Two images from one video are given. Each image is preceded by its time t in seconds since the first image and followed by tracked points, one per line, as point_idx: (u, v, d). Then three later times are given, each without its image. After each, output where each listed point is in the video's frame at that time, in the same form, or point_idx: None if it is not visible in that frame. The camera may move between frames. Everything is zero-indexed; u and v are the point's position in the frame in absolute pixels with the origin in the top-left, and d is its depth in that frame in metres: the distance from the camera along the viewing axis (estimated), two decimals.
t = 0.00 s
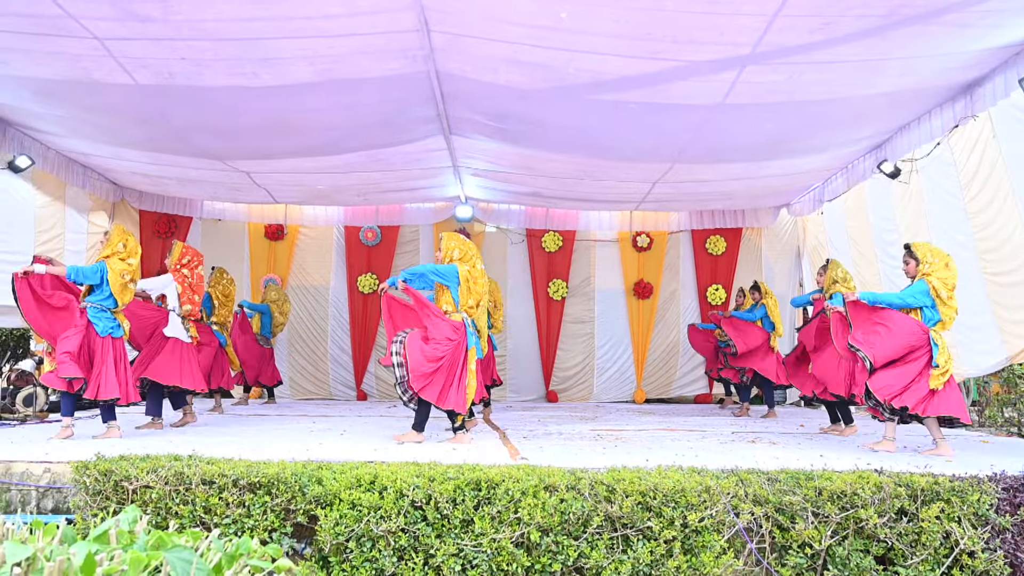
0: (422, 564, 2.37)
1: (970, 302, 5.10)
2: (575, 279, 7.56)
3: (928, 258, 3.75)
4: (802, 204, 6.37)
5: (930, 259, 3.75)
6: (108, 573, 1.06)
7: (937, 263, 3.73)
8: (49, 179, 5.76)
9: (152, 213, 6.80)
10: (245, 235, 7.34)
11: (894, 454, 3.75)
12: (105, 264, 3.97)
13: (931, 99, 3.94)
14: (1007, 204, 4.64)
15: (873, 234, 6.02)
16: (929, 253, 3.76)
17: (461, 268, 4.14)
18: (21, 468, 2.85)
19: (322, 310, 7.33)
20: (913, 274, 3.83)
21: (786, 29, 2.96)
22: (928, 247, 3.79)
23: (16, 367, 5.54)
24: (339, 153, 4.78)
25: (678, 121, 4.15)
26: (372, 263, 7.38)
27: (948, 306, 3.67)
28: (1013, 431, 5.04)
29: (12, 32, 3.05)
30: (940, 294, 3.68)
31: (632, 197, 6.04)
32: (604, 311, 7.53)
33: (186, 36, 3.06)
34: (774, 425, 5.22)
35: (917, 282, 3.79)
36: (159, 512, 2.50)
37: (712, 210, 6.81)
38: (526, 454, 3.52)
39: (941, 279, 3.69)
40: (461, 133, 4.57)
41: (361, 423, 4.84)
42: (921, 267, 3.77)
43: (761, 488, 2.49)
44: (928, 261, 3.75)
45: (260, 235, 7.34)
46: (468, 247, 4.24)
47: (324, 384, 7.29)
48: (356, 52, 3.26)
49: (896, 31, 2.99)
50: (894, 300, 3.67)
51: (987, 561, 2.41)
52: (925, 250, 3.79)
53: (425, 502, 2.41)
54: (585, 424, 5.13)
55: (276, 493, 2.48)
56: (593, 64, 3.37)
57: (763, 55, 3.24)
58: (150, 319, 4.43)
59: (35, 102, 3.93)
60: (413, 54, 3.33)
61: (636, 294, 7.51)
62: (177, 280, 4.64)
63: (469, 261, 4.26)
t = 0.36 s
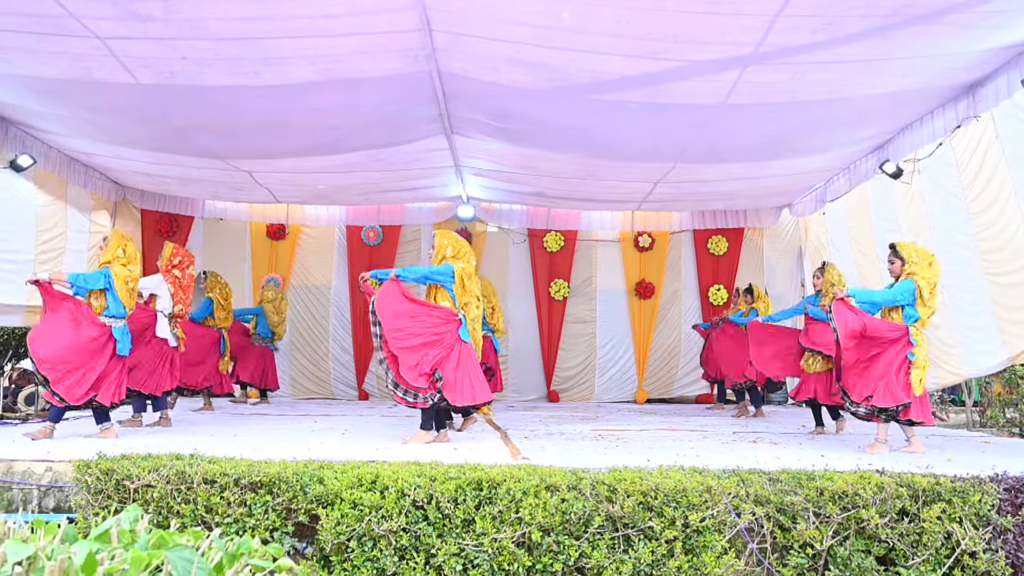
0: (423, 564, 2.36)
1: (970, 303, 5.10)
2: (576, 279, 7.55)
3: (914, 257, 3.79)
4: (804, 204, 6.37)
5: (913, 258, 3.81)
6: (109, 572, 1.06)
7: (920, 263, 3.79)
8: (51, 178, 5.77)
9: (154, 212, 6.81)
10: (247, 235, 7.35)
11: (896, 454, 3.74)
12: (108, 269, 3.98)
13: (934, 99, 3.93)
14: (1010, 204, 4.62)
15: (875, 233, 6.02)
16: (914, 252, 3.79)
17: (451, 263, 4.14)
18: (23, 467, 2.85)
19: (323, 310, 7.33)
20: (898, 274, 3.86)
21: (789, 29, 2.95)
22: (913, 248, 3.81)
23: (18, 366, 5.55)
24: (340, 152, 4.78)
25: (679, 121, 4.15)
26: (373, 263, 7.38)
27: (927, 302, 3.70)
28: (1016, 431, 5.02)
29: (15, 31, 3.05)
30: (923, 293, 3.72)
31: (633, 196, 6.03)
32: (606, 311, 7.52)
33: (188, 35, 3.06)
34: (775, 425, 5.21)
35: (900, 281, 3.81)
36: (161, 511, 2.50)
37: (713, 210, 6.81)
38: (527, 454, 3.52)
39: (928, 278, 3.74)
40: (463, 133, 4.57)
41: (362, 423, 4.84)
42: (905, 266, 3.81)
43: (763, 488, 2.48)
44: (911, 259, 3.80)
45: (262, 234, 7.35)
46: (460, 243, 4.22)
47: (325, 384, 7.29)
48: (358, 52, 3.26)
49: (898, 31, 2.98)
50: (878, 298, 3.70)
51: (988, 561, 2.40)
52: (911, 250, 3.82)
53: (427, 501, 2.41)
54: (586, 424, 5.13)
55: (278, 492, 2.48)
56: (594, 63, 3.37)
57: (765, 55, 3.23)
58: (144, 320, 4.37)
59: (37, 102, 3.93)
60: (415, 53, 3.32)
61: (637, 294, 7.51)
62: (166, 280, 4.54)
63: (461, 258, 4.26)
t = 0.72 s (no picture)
0: (424, 563, 2.36)
1: (971, 302, 5.09)
2: (577, 278, 7.55)
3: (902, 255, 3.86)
4: (805, 203, 6.36)
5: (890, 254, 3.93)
6: (109, 572, 1.06)
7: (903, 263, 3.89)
8: (52, 177, 5.79)
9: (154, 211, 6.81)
10: (248, 234, 7.35)
11: (898, 454, 3.73)
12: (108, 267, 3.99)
13: (934, 99, 3.92)
14: (1011, 204, 4.60)
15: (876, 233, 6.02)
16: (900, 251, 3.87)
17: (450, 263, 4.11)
18: (24, 466, 2.85)
19: (325, 309, 7.33)
20: (883, 271, 3.90)
21: (789, 29, 2.95)
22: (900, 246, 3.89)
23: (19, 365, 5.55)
24: (341, 151, 4.78)
25: (680, 120, 4.14)
26: (374, 262, 7.38)
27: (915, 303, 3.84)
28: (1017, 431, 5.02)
29: (16, 31, 3.06)
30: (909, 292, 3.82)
31: (635, 196, 6.03)
32: (607, 310, 7.52)
33: (188, 35, 3.06)
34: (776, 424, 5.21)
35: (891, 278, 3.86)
36: (162, 510, 2.50)
37: (715, 210, 6.80)
38: (528, 453, 3.52)
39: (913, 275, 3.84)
40: (464, 132, 4.57)
41: (362, 422, 4.84)
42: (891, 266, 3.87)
43: (764, 487, 2.48)
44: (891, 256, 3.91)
45: (263, 234, 7.35)
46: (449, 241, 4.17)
47: (326, 383, 7.30)
48: (359, 51, 3.26)
49: (899, 31, 2.98)
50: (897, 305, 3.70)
51: (988, 561, 2.40)
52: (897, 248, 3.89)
53: (428, 500, 2.41)
54: (587, 423, 5.13)
55: (279, 491, 2.48)
56: (595, 63, 3.36)
57: (766, 55, 3.23)
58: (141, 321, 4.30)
59: (37, 101, 3.93)
60: (415, 52, 3.32)
61: (639, 293, 7.51)
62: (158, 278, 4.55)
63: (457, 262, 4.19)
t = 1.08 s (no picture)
0: (425, 561, 2.35)
1: (972, 300, 5.08)
2: (578, 277, 7.55)
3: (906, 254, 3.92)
4: (806, 201, 6.35)
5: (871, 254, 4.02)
6: (108, 571, 1.06)
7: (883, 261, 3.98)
8: (53, 176, 5.78)
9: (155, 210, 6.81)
10: (249, 233, 7.35)
11: (899, 452, 3.73)
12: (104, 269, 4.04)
13: (936, 97, 3.92)
14: (1012, 202, 4.61)
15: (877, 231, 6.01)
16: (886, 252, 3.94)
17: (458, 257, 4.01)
18: (25, 465, 2.86)
19: (326, 308, 7.33)
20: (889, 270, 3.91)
21: (791, 26, 2.94)
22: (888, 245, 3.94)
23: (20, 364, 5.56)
24: (342, 150, 4.77)
25: (681, 119, 4.14)
26: (376, 260, 7.38)
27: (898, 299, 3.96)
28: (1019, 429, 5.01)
29: (17, 29, 3.05)
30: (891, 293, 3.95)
31: (636, 194, 6.02)
32: (608, 308, 7.51)
33: (189, 33, 3.06)
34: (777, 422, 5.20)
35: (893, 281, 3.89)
36: (162, 509, 2.50)
37: (716, 208, 6.79)
38: (529, 451, 3.51)
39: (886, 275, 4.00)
40: (465, 131, 4.56)
41: (363, 420, 4.85)
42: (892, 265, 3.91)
43: (765, 485, 2.48)
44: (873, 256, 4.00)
45: (264, 232, 7.35)
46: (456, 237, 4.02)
47: (327, 381, 7.31)
48: (360, 49, 3.26)
49: (901, 28, 2.97)
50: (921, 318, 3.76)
51: (990, 559, 2.38)
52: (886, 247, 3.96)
53: (429, 499, 2.41)
54: (588, 422, 5.13)
55: (279, 490, 2.48)
56: (596, 61, 3.36)
57: (767, 53, 3.22)
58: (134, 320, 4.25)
59: (38, 99, 3.93)
60: (416, 51, 3.32)
61: (640, 292, 7.50)
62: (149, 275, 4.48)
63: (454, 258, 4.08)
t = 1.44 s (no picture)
0: (426, 559, 2.35)
1: (972, 300, 5.05)
2: (579, 275, 7.54)
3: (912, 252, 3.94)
4: (807, 200, 6.34)
5: (883, 255, 3.96)
6: (108, 570, 1.06)
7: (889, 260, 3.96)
8: (52, 173, 5.72)
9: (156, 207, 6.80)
10: (250, 230, 7.34)
11: (899, 451, 3.72)
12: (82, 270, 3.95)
13: (937, 95, 3.90)
14: (1012, 203, 4.64)
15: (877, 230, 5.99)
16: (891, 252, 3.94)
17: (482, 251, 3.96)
18: (24, 463, 2.85)
19: (326, 306, 7.33)
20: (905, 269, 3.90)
21: (793, 25, 2.93)
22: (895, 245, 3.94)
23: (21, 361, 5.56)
24: (342, 148, 4.76)
25: (683, 117, 4.13)
26: (376, 259, 7.37)
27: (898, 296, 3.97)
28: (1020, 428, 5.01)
29: (17, 25, 3.04)
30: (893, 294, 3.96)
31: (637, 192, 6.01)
32: (610, 306, 7.51)
33: (190, 30, 3.04)
34: (777, 420, 5.20)
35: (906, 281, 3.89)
36: (162, 507, 2.50)
37: (717, 206, 6.78)
38: (530, 450, 3.51)
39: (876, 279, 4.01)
40: (466, 129, 4.55)
41: (364, 419, 4.85)
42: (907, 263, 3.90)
43: (765, 483, 2.47)
44: (886, 257, 3.94)
45: (265, 230, 7.34)
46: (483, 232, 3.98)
47: (329, 379, 7.31)
48: (360, 47, 3.25)
49: (902, 27, 2.96)
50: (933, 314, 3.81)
51: (989, 557, 2.38)
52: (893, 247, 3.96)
53: (429, 497, 2.41)
54: (589, 420, 5.12)
55: (280, 488, 2.47)
56: (597, 59, 3.35)
57: (769, 51, 3.21)
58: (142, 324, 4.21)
59: (38, 96, 3.91)
60: (416, 48, 3.31)
61: (640, 290, 7.50)
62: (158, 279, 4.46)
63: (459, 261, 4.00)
